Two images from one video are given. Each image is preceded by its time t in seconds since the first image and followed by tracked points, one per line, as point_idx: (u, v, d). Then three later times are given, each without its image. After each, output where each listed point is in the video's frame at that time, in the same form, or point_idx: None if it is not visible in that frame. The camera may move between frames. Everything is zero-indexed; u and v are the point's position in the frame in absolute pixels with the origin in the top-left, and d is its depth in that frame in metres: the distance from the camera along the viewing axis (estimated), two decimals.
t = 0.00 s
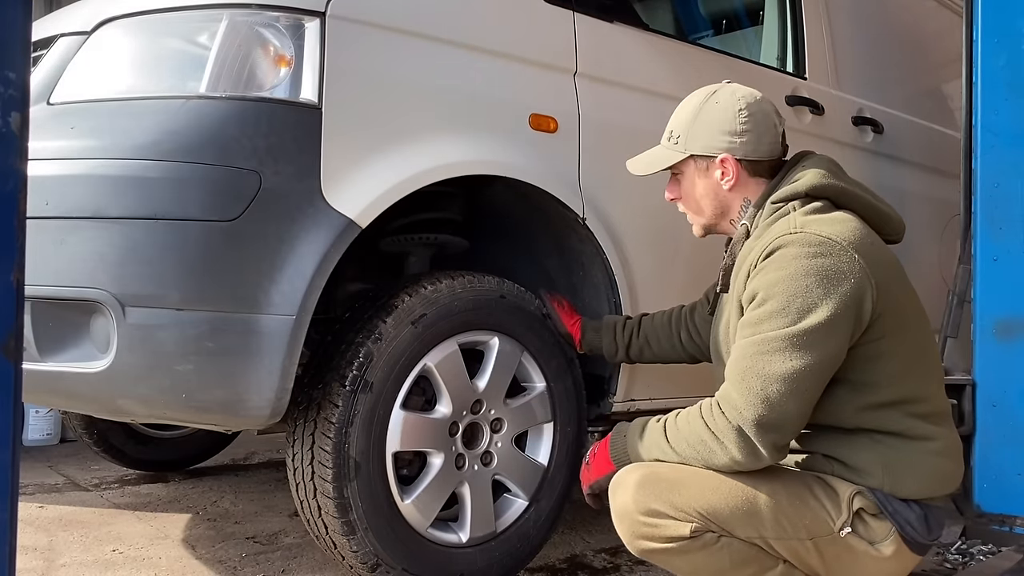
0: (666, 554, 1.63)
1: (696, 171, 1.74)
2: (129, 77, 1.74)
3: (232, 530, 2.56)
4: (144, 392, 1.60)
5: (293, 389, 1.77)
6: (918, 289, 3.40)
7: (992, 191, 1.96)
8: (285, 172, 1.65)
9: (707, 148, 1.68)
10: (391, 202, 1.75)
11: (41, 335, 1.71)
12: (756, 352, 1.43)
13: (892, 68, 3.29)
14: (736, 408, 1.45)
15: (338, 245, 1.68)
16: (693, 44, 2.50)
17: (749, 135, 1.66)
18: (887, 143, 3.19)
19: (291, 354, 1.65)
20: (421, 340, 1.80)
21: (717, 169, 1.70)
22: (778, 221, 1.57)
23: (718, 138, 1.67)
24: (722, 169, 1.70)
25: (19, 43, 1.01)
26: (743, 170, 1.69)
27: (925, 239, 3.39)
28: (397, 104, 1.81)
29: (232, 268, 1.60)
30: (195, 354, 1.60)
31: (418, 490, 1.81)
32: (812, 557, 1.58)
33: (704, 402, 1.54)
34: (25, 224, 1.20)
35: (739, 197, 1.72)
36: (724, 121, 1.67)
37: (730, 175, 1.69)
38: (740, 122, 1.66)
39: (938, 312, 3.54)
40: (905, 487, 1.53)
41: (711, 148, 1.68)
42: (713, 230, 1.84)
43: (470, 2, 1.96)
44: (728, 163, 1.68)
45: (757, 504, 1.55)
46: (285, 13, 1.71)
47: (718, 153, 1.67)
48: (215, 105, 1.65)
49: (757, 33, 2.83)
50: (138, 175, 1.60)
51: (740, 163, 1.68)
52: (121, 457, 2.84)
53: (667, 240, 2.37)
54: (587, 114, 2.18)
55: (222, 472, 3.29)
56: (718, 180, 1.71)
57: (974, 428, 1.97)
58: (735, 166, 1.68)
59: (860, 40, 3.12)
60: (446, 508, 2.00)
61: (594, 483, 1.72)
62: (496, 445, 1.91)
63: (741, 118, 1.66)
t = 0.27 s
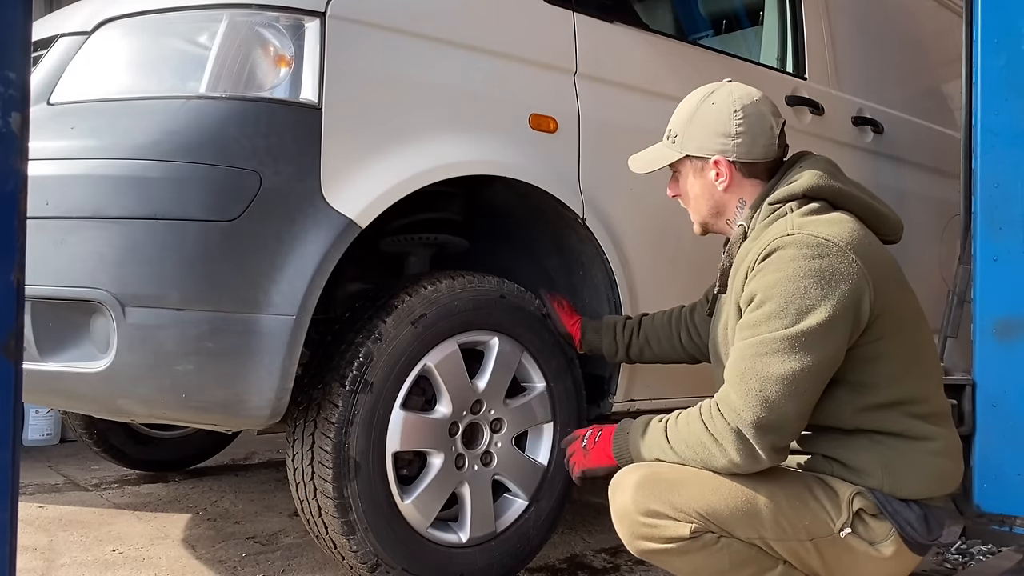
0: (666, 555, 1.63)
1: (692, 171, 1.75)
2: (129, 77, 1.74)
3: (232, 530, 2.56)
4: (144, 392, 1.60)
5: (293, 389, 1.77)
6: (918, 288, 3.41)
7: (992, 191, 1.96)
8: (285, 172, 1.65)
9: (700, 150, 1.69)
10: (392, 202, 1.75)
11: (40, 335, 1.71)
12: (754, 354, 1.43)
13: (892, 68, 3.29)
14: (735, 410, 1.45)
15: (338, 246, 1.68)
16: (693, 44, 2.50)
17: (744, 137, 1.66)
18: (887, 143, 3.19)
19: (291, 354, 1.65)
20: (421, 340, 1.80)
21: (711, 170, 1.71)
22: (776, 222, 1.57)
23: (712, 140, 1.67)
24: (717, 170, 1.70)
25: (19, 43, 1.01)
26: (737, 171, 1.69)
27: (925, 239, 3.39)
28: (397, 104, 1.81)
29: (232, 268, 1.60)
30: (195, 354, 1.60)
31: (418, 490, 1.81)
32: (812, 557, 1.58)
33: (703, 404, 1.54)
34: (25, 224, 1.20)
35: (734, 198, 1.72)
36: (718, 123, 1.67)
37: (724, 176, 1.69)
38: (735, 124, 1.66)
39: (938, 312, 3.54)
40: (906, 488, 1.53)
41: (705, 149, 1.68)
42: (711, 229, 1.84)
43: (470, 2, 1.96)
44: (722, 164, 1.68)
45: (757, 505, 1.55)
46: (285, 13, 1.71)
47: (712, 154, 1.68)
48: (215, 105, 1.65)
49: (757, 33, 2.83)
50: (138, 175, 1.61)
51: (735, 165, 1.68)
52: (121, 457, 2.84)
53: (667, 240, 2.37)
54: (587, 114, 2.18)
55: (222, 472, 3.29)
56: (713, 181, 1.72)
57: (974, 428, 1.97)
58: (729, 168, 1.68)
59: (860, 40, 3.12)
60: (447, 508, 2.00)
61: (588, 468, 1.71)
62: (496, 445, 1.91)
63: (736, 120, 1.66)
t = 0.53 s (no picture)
0: (665, 555, 1.63)
1: (692, 171, 1.75)
2: (130, 77, 1.74)
3: (232, 530, 2.56)
4: (144, 392, 1.60)
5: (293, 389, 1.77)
6: (918, 288, 3.41)
7: (992, 191, 1.96)
8: (285, 172, 1.65)
9: (700, 149, 1.69)
10: (392, 202, 1.75)
11: (40, 335, 1.71)
12: (753, 354, 1.43)
13: (892, 68, 3.29)
14: (734, 410, 1.45)
15: (338, 246, 1.68)
16: (693, 44, 2.50)
17: (744, 136, 1.66)
18: (887, 143, 3.19)
19: (291, 354, 1.65)
20: (421, 340, 1.80)
21: (711, 169, 1.71)
22: (774, 222, 1.57)
23: (711, 139, 1.67)
24: (716, 169, 1.70)
25: (20, 43, 1.01)
26: (737, 170, 1.69)
27: (925, 239, 3.39)
28: (397, 105, 1.81)
29: (232, 268, 1.60)
30: (195, 354, 1.60)
31: (418, 490, 1.81)
32: (812, 557, 1.58)
33: (702, 403, 1.54)
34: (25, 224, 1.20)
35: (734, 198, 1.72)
36: (718, 122, 1.67)
37: (724, 175, 1.69)
38: (735, 124, 1.66)
39: (938, 313, 3.54)
40: (906, 487, 1.53)
41: (705, 149, 1.68)
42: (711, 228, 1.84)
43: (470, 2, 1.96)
44: (722, 163, 1.68)
45: (756, 505, 1.55)
46: (285, 13, 1.71)
47: (712, 154, 1.68)
48: (215, 105, 1.65)
49: (757, 33, 2.83)
50: (138, 175, 1.61)
51: (735, 164, 1.68)
52: (121, 457, 2.84)
53: (667, 240, 2.37)
54: (587, 114, 2.18)
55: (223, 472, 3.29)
56: (713, 181, 1.72)
57: (974, 428, 1.97)
58: (729, 167, 1.68)
59: (859, 40, 3.12)
60: (447, 508, 2.00)
61: (587, 477, 1.71)
62: (496, 445, 1.91)
63: (736, 119, 1.66)
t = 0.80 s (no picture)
0: (665, 555, 1.63)
1: (690, 171, 1.75)
2: (130, 77, 1.74)
3: (232, 530, 2.56)
4: (145, 392, 1.60)
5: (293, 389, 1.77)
6: (918, 288, 3.41)
7: (992, 191, 1.96)
8: (285, 172, 1.65)
9: (699, 150, 1.69)
10: (391, 202, 1.75)
11: (40, 335, 1.71)
12: (752, 354, 1.43)
13: (892, 68, 3.29)
14: (733, 410, 1.45)
15: (338, 246, 1.68)
16: (693, 44, 2.50)
17: (743, 137, 1.66)
18: (887, 143, 3.19)
19: (291, 354, 1.65)
20: (421, 340, 1.80)
21: (710, 170, 1.71)
22: (774, 222, 1.57)
23: (710, 140, 1.67)
24: (715, 170, 1.70)
25: (20, 43, 1.01)
26: (736, 171, 1.69)
27: (925, 239, 3.39)
28: (397, 105, 1.81)
29: (232, 268, 1.60)
30: (195, 354, 1.60)
31: (418, 490, 1.81)
32: (812, 557, 1.58)
33: (702, 404, 1.54)
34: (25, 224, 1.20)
35: (732, 198, 1.72)
36: (717, 123, 1.67)
37: (723, 176, 1.70)
38: (734, 125, 1.66)
39: (938, 312, 3.54)
40: (906, 488, 1.53)
41: (704, 150, 1.68)
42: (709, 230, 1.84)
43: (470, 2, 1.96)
44: (721, 164, 1.68)
45: (756, 505, 1.55)
46: (285, 14, 1.72)
47: (711, 154, 1.68)
48: (215, 105, 1.65)
49: (757, 33, 2.83)
50: (138, 175, 1.61)
51: (733, 165, 1.69)
52: (121, 457, 2.84)
53: (667, 239, 2.37)
54: (587, 114, 2.18)
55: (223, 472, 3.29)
56: (711, 181, 1.72)
57: (974, 428, 1.97)
58: (728, 168, 1.68)
59: (859, 40, 3.12)
60: (447, 509, 2.00)
61: (588, 478, 1.70)
62: (496, 445, 1.91)
63: (735, 120, 1.66)
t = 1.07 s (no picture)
0: (665, 555, 1.63)
1: (690, 172, 1.75)
2: (130, 77, 1.74)
3: (232, 530, 2.56)
4: (145, 392, 1.60)
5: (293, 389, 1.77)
6: (918, 288, 3.41)
7: (992, 192, 1.96)
8: (285, 172, 1.65)
9: (699, 151, 1.69)
10: (391, 202, 1.75)
11: (40, 335, 1.71)
12: (752, 354, 1.43)
13: (891, 68, 3.29)
14: (734, 410, 1.45)
15: (338, 246, 1.68)
16: (693, 44, 2.50)
17: (743, 138, 1.66)
18: (887, 143, 3.19)
19: (291, 354, 1.65)
20: (421, 340, 1.80)
21: (710, 171, 1.71)
22: (774, 223, 1.57)
23: (710, 141, 1.67)
24: (715, 171, 1.70)
25: (20, 43, 1.01)
26: (736, 173, 1.69)
27: (925, 239, 3.39)
28: (397, 105, 1.81)
29: (232, 268, 1.60)
30: (195, 354, 1.60)
31: (418, 490, 1.81)
32: (812, 557, 1.58)
33: (702, 404, 1.54)
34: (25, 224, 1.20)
35: (731, 200, 1.72)
36: (718, 124, 1.67)
37: (723, 177, 1.69)
38: (734, 126, 1.66)
39: (938, 312, 3.54)
40: (906, 488, 1.53)
41: (704, 150, 1.68)
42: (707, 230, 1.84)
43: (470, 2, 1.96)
44: (721, 165, 1.68)
45: (756, 505, 1.55)
46: (285, 14, 1.71)
47: (711, 156, 1.68)
48: (215, 105, 1.65)
49: (757, 34, 2.83)
50: (138, 175, 1.61)
51: (734, 166, 1.69)
52: (121, 457, 2.84)
53: (667, 239, 2.37)
54: (587, 114, 2.18)
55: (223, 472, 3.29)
56: (711, 182, 1.72)
57: (974, 428, 1.97)
58: (728, 169, 1.68)
59: (859, 40, 3.12)
60: (447, 509, 2.00)
61: (589, 478, 1.70)
62: (496, 445, 1.91)
63: (735, 121, 1.66)
